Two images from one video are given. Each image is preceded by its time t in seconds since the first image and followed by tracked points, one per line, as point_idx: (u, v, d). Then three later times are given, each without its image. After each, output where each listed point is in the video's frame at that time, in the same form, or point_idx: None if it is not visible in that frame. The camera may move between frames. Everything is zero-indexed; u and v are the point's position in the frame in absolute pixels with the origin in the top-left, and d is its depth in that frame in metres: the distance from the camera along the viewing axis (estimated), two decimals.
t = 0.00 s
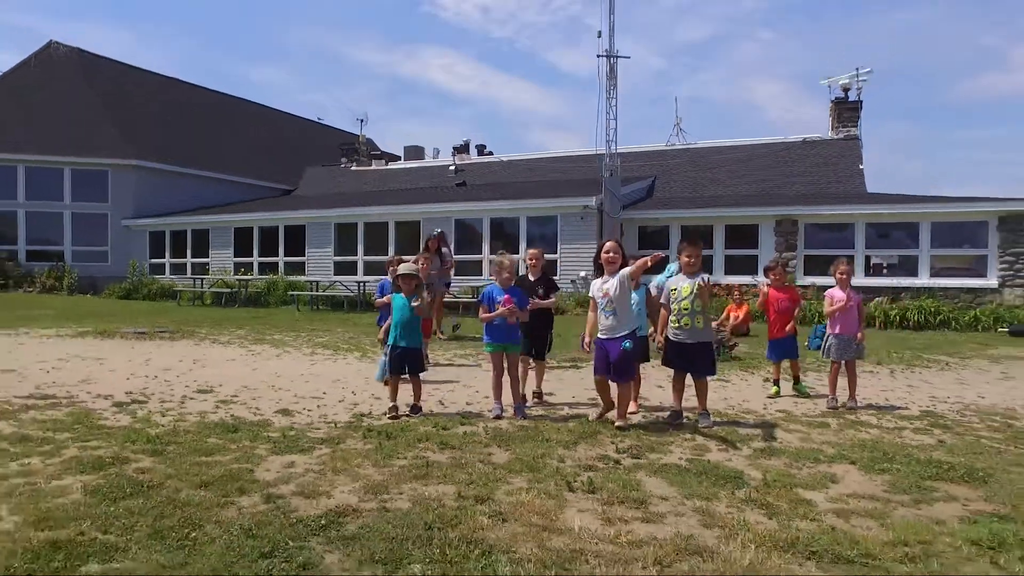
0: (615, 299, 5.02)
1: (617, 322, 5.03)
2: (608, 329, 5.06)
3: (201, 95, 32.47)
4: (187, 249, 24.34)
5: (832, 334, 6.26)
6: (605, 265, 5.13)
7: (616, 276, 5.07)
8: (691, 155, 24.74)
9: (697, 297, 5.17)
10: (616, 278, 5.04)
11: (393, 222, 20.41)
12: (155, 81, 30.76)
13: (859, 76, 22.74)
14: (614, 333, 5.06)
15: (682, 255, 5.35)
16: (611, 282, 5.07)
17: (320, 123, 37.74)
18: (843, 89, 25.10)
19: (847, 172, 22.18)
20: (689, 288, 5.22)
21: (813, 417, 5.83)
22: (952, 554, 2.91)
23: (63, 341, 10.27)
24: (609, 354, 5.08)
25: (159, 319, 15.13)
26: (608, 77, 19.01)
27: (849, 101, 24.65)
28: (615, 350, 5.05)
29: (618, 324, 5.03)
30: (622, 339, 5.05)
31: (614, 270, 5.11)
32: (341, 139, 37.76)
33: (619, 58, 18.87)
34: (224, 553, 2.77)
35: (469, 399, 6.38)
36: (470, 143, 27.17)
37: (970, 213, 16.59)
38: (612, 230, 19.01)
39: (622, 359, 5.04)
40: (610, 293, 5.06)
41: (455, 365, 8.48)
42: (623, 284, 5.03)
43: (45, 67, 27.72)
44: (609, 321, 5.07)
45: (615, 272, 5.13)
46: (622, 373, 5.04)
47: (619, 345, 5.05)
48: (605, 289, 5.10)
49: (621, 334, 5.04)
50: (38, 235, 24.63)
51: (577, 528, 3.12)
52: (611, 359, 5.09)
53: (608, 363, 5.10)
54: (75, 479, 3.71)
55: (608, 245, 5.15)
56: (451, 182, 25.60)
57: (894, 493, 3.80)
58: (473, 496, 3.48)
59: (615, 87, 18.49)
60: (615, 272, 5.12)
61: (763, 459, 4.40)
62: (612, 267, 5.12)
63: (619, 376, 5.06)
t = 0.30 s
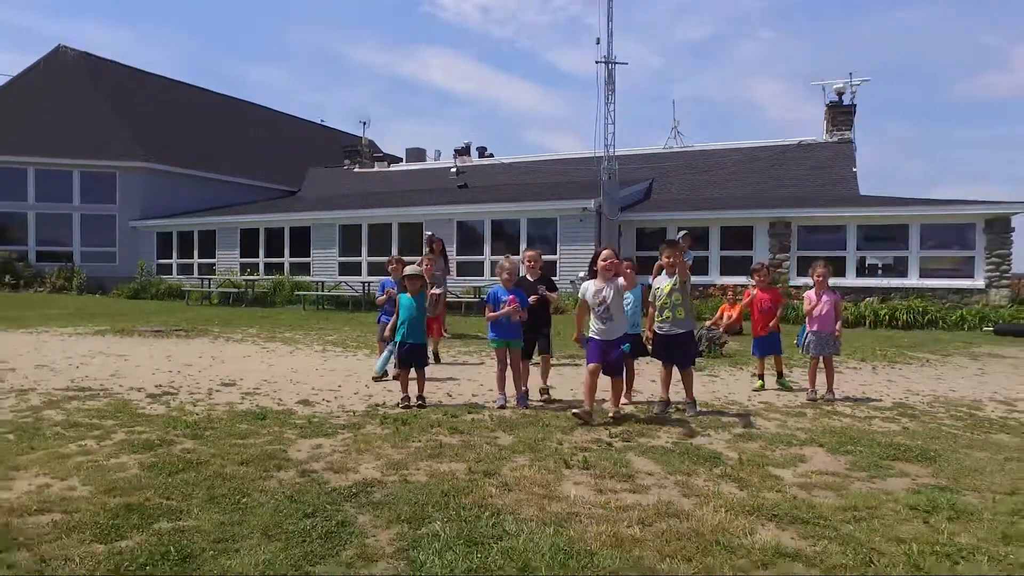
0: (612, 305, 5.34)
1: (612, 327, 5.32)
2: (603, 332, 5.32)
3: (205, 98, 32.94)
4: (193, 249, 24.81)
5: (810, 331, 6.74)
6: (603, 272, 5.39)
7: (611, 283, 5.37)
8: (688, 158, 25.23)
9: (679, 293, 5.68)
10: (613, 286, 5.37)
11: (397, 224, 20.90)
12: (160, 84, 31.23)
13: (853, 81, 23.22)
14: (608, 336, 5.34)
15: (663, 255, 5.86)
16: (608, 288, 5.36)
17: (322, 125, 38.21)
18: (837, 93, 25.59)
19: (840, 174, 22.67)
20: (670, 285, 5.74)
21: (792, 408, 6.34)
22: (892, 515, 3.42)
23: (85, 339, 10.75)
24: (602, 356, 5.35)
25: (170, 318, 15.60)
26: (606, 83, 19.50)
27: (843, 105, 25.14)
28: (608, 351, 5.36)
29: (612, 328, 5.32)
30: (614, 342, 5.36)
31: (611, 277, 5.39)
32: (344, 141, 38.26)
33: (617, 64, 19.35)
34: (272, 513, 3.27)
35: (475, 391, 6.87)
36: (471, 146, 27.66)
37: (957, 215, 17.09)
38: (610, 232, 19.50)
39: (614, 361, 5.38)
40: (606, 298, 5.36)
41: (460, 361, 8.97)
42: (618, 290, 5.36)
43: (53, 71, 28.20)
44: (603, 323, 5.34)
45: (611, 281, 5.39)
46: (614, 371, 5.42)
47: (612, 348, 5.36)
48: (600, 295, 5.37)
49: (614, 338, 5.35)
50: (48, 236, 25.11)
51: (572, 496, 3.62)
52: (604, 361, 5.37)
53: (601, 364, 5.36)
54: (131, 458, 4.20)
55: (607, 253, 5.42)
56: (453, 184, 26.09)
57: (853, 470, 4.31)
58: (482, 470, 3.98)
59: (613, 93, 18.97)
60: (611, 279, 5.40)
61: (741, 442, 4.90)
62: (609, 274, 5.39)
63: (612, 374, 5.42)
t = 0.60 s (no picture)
0: (597, 299, 5.74)
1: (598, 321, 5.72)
2: (589, 326, 5.72)
3: (210, 101, 33.49)
4: (200, 250, 25.34)
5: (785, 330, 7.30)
6: (587, 267, 5.71)
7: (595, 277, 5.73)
8: (684, 160, 25.78)
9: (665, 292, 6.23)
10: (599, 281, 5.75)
11: (400, 225, 21.44)
12: (166, 87, 31.77)
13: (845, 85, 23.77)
14: (594, 329, 5.74)
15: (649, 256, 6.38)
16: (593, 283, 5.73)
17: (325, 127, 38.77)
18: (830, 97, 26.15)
19: (832, 177, 23.21)
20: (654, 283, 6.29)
21: (771, 397, 6.89)
22: (841, 483, 3.97)
23: (106, 336, 11.30)
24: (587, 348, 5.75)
25: (183, 317, 16.14)
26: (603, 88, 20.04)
27: (836, 109, 25.69)
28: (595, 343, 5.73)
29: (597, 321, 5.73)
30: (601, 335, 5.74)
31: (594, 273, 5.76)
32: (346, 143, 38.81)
33: (614, 70, 19.89)
34: (309, 479, 3.81)
35: (479, 383, 7.42)
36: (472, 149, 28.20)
37: (944, 217, 17.65)
38: (607, 233, 20.05)
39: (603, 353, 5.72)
40: (591, 293, 5.74)
41: (464, 357, 9.53)
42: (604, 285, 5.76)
43: (62, 75, 28.75)
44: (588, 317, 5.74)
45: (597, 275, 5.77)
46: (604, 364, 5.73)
47: (601, 341, 5.73)
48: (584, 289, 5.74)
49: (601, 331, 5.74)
50: (57, 237, 25.63)
51: (567, 468, 4.17)
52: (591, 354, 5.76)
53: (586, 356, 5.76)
54: (177, 437, 4.75)
55: (587, 249, 5.73)
56: (454, 186, 26.63)
57: (816, 449, 4.86)
58: (487, 447, 4.53)
59: (611, 98, 19.52)
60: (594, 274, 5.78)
61: (719, 426, 5.46)
62: (591, 268, 5.74)
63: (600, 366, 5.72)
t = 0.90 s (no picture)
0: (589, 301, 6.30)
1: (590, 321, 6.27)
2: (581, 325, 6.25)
3: (215, 104, 34.09)
4: (208, 250, 25.93)
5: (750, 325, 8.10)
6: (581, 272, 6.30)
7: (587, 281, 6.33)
8: (680, 163, 26.38)
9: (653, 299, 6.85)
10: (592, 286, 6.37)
11: (403, 227, 22.04)
12: (172, 91, 32.38)
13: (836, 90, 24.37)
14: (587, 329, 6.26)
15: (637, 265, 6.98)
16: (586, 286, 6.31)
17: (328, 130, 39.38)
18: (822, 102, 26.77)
19: (824, 179, 23.81)
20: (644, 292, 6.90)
21: (748, 388, 7.50)
22: (795, 455, 4.59)
23: (127, 333, 11.90)
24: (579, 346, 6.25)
25: (195, 315, 16.74)
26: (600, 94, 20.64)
27: (828, 113, 26.29)
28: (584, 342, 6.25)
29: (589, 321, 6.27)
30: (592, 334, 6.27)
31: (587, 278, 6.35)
32: (349, 145, 39.42)
33: (611, 76, 20.49)
34: (336, 450, 4.43)
35: (481, 375, 8.03)
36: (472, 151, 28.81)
37: (929, 219, 18.26)
38: (604, 234, 20.66)
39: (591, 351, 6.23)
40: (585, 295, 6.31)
41: (467, 352, 10.14)
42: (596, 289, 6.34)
43: (72, 79, 29.37)
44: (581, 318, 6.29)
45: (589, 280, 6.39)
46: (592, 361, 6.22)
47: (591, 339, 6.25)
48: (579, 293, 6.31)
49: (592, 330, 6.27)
50: (68, 238, 26.23)
51: (558, 443, 4.79)
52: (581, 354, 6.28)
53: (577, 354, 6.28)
54: (214, 418, 5.35)
55: (581, 255, 6.37)
56: (455, 188, 27.24)
57: (780, 429, 5.48)
58: (489, 427, 5.15)
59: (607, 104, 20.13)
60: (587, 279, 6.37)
61: (697, 411, 6.06)
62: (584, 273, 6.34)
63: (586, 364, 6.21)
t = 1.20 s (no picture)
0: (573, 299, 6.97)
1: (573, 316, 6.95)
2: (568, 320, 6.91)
3: (220, 107, 34.75)
4: (214, 251, 26.59)
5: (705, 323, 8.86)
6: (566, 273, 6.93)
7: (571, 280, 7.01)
8: (675, 166, 27.05)
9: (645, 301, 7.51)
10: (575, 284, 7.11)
11: (405, 228, 22.71)
12: (179, 95, 33.06)
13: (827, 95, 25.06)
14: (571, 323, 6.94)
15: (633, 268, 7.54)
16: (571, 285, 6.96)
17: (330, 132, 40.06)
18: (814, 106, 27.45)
19: (814, 182, 24.49)
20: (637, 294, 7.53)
21: (727, 380, 8.18)
22: (755, 433, 5.27)
23: (145, 331, 12.56)
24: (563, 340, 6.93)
25: (205, 314, 17.41)
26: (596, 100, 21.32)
27: (819, 117, 26.98)
28: (568, 335, 6.93)
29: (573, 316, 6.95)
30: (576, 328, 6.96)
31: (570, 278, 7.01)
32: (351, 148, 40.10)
33: (607, 83, 21.17)
34: (355, 429, 5.11)
35: (481, 368, 8.71)
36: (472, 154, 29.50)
37: (913, 222, 18.95)
38: (600, 236, 21.34)
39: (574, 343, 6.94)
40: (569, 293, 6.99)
41: (467, 349, 10.81)
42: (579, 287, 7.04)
43: (81, 84, 30.06)
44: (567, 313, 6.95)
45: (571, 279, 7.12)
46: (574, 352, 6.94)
47: (575, 333, 6.94)
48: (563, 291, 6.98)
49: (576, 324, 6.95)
50: (78, 239, 26.89)
51: (549, 424, 5.47)
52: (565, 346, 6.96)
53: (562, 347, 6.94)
54: (244, 403, 6.02)
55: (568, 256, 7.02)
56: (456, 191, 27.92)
57: (748, 413, 6.15)
58: (489, 411, 5.82)
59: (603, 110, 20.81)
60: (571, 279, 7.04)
61: (675, 398, 6.74)
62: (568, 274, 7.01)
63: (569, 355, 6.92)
